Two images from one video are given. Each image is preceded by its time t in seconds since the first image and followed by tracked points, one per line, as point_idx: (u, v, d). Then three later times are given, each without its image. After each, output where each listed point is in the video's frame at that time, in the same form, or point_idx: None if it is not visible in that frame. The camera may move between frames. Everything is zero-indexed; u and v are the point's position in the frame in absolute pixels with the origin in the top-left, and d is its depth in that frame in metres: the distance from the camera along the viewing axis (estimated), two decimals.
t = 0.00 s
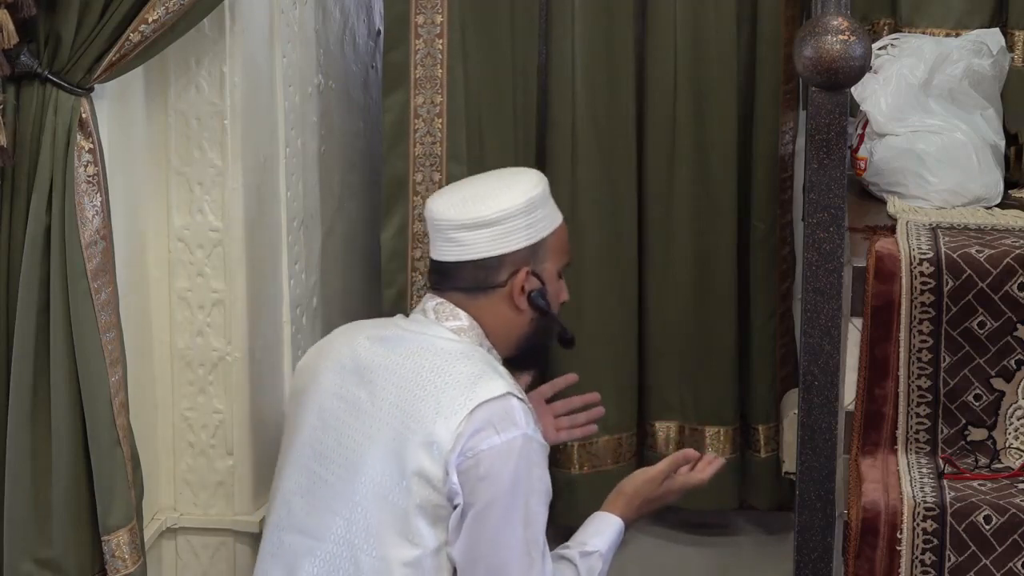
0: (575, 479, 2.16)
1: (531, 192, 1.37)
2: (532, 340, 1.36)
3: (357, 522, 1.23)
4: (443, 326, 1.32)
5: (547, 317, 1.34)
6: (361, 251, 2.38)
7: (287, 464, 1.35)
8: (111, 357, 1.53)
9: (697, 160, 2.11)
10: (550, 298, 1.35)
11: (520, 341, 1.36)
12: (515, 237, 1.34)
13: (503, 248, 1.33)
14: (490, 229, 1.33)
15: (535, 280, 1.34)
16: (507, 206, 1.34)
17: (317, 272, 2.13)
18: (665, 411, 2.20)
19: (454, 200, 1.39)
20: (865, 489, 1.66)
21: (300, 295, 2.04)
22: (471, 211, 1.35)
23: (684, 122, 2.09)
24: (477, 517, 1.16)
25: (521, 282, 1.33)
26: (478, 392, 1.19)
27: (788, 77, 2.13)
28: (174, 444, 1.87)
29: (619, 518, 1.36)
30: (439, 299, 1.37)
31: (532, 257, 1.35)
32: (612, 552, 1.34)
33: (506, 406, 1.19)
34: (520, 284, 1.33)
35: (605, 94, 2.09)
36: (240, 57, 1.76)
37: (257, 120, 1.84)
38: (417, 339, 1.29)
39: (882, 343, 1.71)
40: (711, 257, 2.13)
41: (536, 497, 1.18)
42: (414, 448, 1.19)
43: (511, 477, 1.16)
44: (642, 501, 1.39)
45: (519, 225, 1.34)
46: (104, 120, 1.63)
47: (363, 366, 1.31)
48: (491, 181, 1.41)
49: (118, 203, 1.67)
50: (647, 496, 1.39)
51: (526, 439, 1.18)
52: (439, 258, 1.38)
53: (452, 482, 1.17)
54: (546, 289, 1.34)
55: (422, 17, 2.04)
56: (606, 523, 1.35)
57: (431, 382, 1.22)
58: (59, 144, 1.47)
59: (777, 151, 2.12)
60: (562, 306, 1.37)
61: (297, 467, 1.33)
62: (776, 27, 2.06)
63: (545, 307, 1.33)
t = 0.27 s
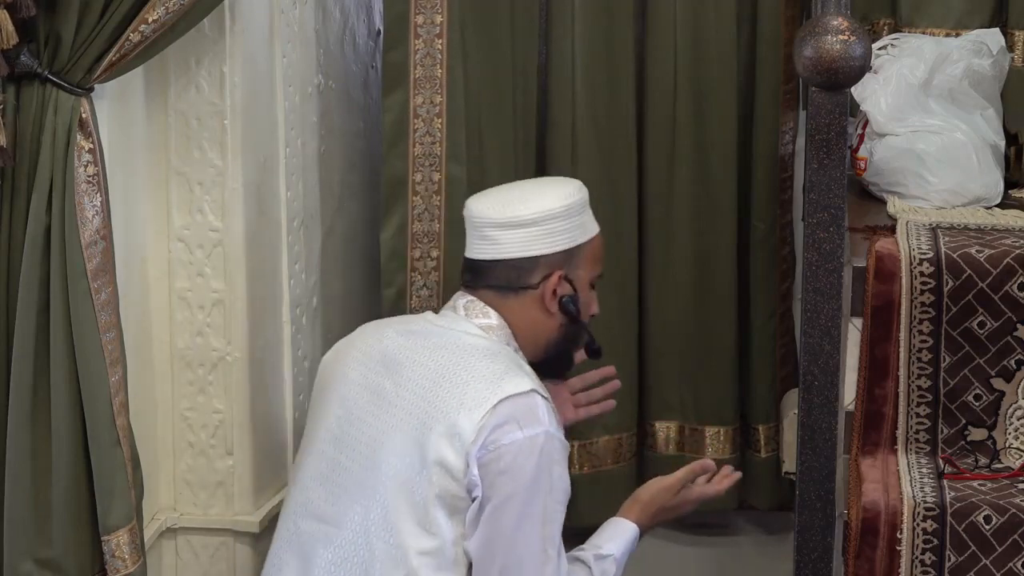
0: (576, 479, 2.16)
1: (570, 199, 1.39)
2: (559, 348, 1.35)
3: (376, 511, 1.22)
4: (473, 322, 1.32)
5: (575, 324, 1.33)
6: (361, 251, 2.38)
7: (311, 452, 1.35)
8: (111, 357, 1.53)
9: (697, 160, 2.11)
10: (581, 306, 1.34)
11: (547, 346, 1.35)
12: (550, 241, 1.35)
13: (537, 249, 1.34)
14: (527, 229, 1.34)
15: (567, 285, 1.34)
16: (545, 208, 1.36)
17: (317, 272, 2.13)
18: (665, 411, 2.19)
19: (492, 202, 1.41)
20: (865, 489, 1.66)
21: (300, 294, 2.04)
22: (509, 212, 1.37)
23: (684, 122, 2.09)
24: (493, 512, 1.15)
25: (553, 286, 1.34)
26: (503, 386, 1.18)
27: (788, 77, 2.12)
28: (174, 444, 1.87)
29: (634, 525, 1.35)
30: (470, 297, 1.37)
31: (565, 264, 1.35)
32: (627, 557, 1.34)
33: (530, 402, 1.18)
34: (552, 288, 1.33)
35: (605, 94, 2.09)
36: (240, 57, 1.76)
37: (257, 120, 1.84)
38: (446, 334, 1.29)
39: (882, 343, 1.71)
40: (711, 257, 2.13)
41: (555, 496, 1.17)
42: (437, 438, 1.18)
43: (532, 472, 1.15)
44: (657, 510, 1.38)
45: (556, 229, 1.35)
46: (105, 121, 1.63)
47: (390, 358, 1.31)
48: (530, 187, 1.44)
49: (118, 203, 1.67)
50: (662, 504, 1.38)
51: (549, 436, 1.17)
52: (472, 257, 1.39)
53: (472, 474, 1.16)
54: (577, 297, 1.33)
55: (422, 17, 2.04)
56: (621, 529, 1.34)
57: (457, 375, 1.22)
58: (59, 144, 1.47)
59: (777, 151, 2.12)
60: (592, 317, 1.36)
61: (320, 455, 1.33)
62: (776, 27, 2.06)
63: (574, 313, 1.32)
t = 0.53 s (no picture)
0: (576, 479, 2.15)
1: (580, 199, 1.39)
2: (567, 348, 1.35)
3: (382, 506, 1.23)
4: (480, 320, 1.32)
5: (583, 323, 1.33)
6: (361, 251, 2.38)
7: (315, 448, 1.35)
8: (111, 357, 1.53)
9: (697, 160, 2.11)
10: (590, 305, 1.34)
11: (556, 346, 1.34)
12: (560, 239, 1.35)
13: (547, 247, 1.34)
14: (538, 227, 1.35)
15: (575, 285, 1.33)
16: (556, 207, 1.37)
17: (317, 272, 2.13)
18: (665, 411, 2.20)
19: (502, 202, 1.42)
20: (865, 489, 1.66)
21: (300, 295, 2.04)
22: (520, 210, 1.38)
23: (684, 122, 2.09)
24: (499, 506, 1.15)
25: (562, 284, 1.33)
26: (509, 381, 1.18)
27: (788, 77, 2.12)
28: (174, 444, 1.87)
29: (638, 523, 1.36)
30: (479, 295, 1.37)
31: (576, 262, 1.35)
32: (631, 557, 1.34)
33: (536, 397, 1.18)
34: (561, 286, 1.33)
35: (605, 94, 2.09)
36: (240, 57, 1.76)
37: (257, 120, 1.84)
38: (453, 330, 1.29)
39: (882, 343, 1.71)
40: (711, 257, 2.13)
41: (561, 491, 1.17)
42: (443, 432, 1.18)
43: (538, 466, 1.15)
44: (663, 509, 1.39)
45: (565, 227, 1.35)
46: (104, 121, 1.63)
47: (396, 353, 1.31)
48: (539, 189, 1.45)
49: (118, 203, 1.67)
50: (668, 504, 1.40)
51: (555, 431, 1.17)
52: (483, 256, 1.39)
53: (478, 469, 1.16)
54: (585, 296, 1.33)
55: (422, 17, 2.04)
56: (626, 529, 1.35)
57: (464, 370, 1.22)
58: (59, 145, 1.47)
59: (777, 151, 2.12)
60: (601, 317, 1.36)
61: (324, 450, 1.33)
62: (776, 27, 2.06)
63: (582, 311, 1.32)
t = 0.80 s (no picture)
0: (575, 479, 2.15)
1: (550, 195, 1.42)
2: (538, 343, 1.39)
3: (366, 515, 1.24)
4: (452, 319, 1.35)
5: (554, 319, 1.37)
6: (361, 252, 2.38)
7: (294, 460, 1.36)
8: (111, 357, 1.53)
9: (697, 160, 2.11)
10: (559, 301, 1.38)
11: (528, 341, 1.38)
12: (530, 237, 1.38)
13: (517, 245, 1.38)
14: (507, 224, 1.38)
15: (545, 281, 1.38)
16: (525, 204, 1.39)
17: (317, 272, 2.13)
18: (665, 411, 2.20)
19: (472, 197, 1.44)
20: (865, 489, 1.66)
21: (300, 295, 2.04)
22: (489, 207, 1.40)
23: (684, 122, 2.09)
24: (485, 510, 1.16)
25: (532, 281, 1.37)
26: (488, 384, 1.20)
27: (788, 77, 2.12)
28: (174, 444, 1.87)
29: (627, 514, 1.37)
30: (449, 294, 1.40)
31: (545, 260, 1.39)
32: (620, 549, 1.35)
33: (516, 398, 1.20)
34: (530, 283, 1.37)
35: (605, 94, 2.09)
36: (240, 57, 1.76)
37: (257, 120, 1.84)
38: (428, 334, 1.30)
39: (882, 343, 1.71)
40: (711, 256, 2.13)
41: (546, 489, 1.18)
42: (424, 440, 1.20)
43: (521, 466, 1.16)
44: (649, 499, 1.41)
45: (535, 225, 1.38)
46: (104, 121, 1.63)
47: (371, 361, 1.32)
48: (508, 182, 1.47)
49: (118, 203, 1.67)
50: (655, 493, 1.41)
51: (536, 431, 1.19)
52: (452, 251, 1.42)
53: (462, 474, 1.18)
54: (555, 292, 1.37)
55: (422, 17, 2.04)
56: (614, 520, 1.36)
57: (441, 375, 1.23)
58: (59, 144, 1.47)
59: (777, 151, 2.12)
60: (569, 310, 1.41)
61: (304, 462, 1.34)
62: (776, 27, 2.06)
63: (553, 308, 1.36)
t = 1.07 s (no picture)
0: (575, 479, 2.15)
1: (496, 189, 1.39)
2: (496, 337, 1.42)
3: (337, 534, 1.26)
4: (408, 327, 1.37)
5: (510, 314, 1.39)
6: (361, 252, 2.38)
7: (265, 480, 1.38)
8: (111, 357, 1.53)
9: (697, 160, 2.11)
10: (512, 295, 1.40)
11: (485, 337, 1.41)
12: (480, 237, 1.37)
13: (466, 247, 1.36)
14: (453, 228, 1.36)
15: (497, 278, 1.38)
16: (469, 204, 1.36)
17: (317, 272, 2.13)
18: (665, 411, 2.20)
19: (415, 198, 1.41)
20: (865, 489, 1.66)
21: (300, 295, 2.04)
22: (434, 210, 1.37)
23: (684, 122, 2.09)
24: (455, 521, 1.19)
25: (483, 280, 1.38)
26: (447, 396, 1.22)
27: (789, 77, 2.13)
28: (174, 444, 1.87)
29: (601, 504, 1.42)
30: (403, 301, 1.42)
31: (496, 258, 1.39)
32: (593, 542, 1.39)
33: (476, 406, 1.22)
34: (481, 283, 1.37)
35: (605, 94, 2.09)
36: (240, 57, 1.76)
37: (257, 120, 1.84)
38: (385, 346, 1.32)
39: (882, 343, 1.71)
40: (711, 257, 2.13)
41: (512, 494, 1.21)
42: (387, 457, 1.22)
43: (487, 476, 1.19)
44: (622, 485, 1.46)
45: (484, 225, 1.36)
46: (104, 121, 1.63)
47: (331, 377, 1.33)
48: (452, 176, 1.44)
49: (118, 203, 1.67)
50: (628, 478, 1.46)
51: (498, 437, 1.21)
52: (403, 257, 1.41)
53: (428, 488, 1.20)
54: (508, 287, 1.39)
55: (423, 17, 2.03)
56: (588, 512, 1.41)
57: (400, 389, 1.25)
58: (60, 144, 1.47)
59: (777, 151, 2.12)
60: (523, 300, 1.42)
61: (275, 483, 1.35)
62: (776, 27, 2.06)
63: (506, 304, 1.38)
